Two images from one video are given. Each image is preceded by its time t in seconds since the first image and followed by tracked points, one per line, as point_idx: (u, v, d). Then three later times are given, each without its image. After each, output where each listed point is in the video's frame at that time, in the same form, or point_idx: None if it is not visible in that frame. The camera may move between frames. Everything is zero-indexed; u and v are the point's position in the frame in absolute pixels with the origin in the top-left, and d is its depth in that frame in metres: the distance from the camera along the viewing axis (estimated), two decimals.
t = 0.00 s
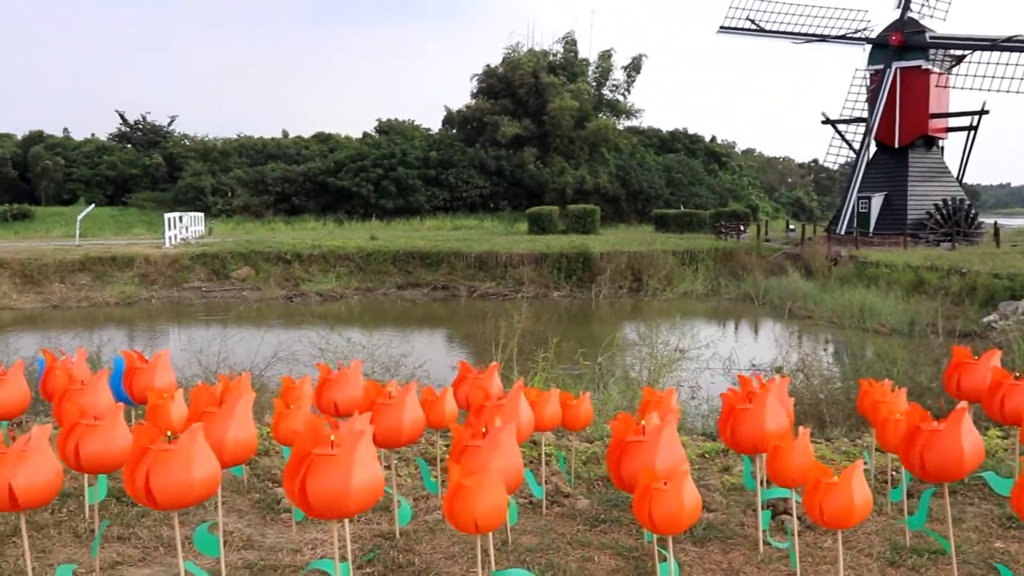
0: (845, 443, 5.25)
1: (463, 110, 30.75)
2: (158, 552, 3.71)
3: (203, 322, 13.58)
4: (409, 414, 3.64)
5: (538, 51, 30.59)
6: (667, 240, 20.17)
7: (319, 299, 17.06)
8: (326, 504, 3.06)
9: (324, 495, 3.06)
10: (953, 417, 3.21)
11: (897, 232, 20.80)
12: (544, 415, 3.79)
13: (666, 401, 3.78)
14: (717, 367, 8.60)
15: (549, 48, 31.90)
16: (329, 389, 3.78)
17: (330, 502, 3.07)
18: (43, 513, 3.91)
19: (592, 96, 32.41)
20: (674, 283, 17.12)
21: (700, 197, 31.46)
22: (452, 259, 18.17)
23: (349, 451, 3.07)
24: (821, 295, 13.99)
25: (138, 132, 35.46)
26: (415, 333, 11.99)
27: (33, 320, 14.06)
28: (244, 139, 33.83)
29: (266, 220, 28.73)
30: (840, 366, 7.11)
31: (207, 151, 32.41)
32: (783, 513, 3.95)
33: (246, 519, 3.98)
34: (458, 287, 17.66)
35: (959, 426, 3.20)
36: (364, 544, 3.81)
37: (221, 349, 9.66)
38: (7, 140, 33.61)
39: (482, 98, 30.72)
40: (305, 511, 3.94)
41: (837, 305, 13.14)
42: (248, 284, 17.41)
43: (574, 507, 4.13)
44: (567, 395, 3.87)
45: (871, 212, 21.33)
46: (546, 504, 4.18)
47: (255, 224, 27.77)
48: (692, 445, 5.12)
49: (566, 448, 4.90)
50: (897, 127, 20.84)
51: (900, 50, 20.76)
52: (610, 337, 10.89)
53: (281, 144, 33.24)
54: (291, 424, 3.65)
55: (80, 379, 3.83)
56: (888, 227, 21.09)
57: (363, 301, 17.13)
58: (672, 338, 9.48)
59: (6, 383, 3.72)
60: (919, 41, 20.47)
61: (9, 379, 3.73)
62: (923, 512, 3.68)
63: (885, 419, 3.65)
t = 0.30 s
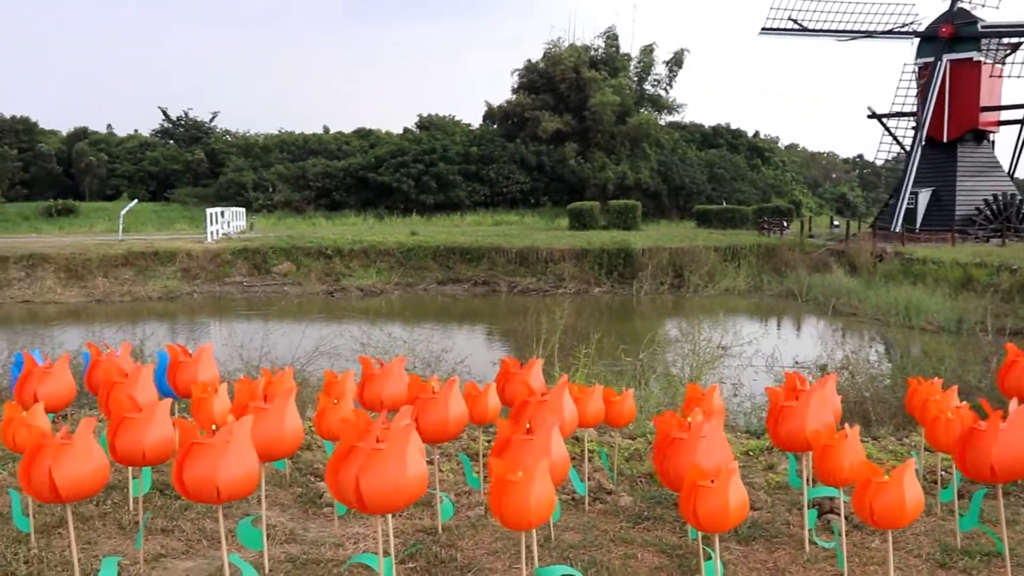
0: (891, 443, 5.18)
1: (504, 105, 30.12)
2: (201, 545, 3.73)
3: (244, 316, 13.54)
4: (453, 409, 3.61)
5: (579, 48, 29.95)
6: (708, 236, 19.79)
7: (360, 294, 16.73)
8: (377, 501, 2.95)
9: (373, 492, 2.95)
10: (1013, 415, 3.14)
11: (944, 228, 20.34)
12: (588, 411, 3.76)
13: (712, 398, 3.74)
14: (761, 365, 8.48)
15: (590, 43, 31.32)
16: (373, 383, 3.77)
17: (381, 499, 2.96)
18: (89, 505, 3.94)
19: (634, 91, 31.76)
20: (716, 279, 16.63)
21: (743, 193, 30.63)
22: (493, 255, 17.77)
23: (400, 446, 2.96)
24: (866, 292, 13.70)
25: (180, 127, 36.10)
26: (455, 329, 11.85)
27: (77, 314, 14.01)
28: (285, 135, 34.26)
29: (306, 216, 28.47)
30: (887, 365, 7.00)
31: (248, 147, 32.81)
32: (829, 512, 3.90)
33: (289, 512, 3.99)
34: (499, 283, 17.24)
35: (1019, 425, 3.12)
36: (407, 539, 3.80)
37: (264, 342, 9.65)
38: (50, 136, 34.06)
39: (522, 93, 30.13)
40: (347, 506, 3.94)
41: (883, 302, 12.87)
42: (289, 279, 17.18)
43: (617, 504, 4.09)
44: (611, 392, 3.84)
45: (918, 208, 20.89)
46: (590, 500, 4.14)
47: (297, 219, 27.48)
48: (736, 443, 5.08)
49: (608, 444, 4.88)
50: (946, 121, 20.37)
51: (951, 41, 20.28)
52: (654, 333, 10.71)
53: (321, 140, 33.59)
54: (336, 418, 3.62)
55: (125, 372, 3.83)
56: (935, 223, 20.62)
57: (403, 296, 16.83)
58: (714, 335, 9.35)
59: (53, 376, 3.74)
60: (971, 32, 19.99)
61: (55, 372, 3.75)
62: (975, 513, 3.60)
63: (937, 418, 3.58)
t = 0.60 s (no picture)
0: (936, 443, 5.11)
1: (541, 102, 29.67)
2: (241, 541, 3.73)
3: (282, 313, 13.56)
4: (494, 406, 3.58)
5: (617, 43, 29.24)
6: (748, 232, 19.49)
7: (398, 290, 16.62)
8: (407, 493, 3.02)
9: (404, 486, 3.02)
10: None
11: (990, 223, 20.03)
12: (630, 409, 3.73)
13: (753, 396, 3.69)
14: (801, 362, 8.38)
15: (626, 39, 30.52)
16: (412, 380, 3.75)
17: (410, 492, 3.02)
18: (130, 500, 3.95)
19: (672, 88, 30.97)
20: (756, 276, 16.39)
21: (783, 188, 29.99)
22: (531, 252, 17.59)
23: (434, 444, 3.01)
24: (908, 288, 13.42)
25: (219, 126, 35.89)
26: (492, 325, 11.73)
27: (117, 310, 14.20)
28: (322, 131, 33.89)
29: (345, 213, 28.32)
30: (932, 363, 6.88)
31: (285, 144, 32.17)
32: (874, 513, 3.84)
33: (328, 508, 4.00)
34: (536, 280, 17.09)
35: None
36: (446, 536, 3.79)
37: (303, 339, 9.65)
38: (91, 134, 34.70)
39: (560, 90, 29.66)
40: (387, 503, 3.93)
41: (924, 300, 12.60)
42: (327, 276, 17.13)
43: (657, 502, 4.06)
44: (651, 389, 3.82)
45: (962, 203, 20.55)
46: (629, 498, 4.12)
47: (337, 217, 27.48)
48: (776, 441, 5.05)
49: (647, 442, 4.85)
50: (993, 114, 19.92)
51: (999, 32, 19.85)
52: (693, 329, 10.55)
53: (360, 137, 33.04)
54: (377, 416, 3.61)
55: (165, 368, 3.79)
56: (980, 219, 20.30)
57: (441, 293, 16.59)
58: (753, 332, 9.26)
59: (95, 373, 3.70)
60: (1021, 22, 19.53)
61: (96, 368, 3.71)
62: None
63: (984, 417, 3.51)
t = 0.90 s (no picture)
0: (975, 447, 5.05)
1: (575, 100, 29.31)
2: (275, 538, 3.73)
3: (317, 311, 13.54)
4: (528, 406, 3.58)
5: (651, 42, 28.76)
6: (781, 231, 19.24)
7: (431, 290, 16.57)
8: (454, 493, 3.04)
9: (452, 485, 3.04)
10: None
11: None
12: (667, 409, 3.73)
13: (789, 397, 3.66)
14: (836, 363, 8.30)
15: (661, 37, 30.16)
16: (447, 379, 3.75)
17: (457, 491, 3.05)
18: (165, 497, 3.97)
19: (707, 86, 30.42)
20: (789, 276, 16.20)
21: (819, 188, 29.00)
22: (564, 251, 17.42)
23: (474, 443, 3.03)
24: (946, 289, 13.20)
25: (253, 125, 36.29)
26: (525, 325, 11.60)
27: (151, 308, 14.25)
28: (355, 130, 33.98)
29: (377, 212, 28.34)
30: (972, 365, 6.79)
31: (318, 143, 32.37)
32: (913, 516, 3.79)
33: (362, 507, 4.00)
34: (569, 279, 16.93)
35: None
36: (481, 535, 3.79)
37: (336, 337, 9.62)
38: (126, 134, 35.19)
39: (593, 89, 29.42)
40: (421, 502, 3.93)
41: (964, 300, 12.38)
42: (360, 275, 17.14)
43: (693, 504, 4.03)
44: (687, 390, 3.80)
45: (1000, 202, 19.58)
46: (664, 499, 4.09)
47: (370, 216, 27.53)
48: (812, 442, 5.01)
49: (682, 443, 4.83)
50: None
51: None
52: (726, 329, 10.44)
53: (393, 136, 33.13)
54: (412, 415, 3.62)
55: (201, 365, 3.80)
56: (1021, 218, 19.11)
57: (473, 293, 16.48)
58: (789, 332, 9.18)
59: (131, 371, 3.70)
60: None
61: (133, 365, 3.71)
62: None
63: None
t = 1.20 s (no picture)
0: (1009, 450, 5.00)
1: (603, 99, 29.35)
2: (305, 536, 3.74)
3: (344, 310, 13.58)
4: (559, 405, 3.57)
5: (680, 39, 29.05)
6: (811, 230, 19.01)
7: (458, 289, 16.53)
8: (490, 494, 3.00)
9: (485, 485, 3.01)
10: None
11: None
12: (698, 410, 3.72)
13: (823, 398, 3.62)
14: (868, 364, 8.23)
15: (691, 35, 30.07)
16: (477, 378, 3.74)
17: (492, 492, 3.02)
18: (196, 494, 3.99)
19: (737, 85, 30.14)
20: (820, 276, 16.01)
21: (849, 187, 28.69)
22: (592, 250, 17.26)
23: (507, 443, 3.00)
24: (980, 290, 13.04)
25: (281, 124, 36.61)
26: (553, 324, 11.54)
27: (180, 306, 14.37)
28: (384, 129, 34.05)
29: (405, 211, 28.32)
30: (1007, 367, 6.72)
31: (347, 142, 32.59)
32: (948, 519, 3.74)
33: (392, 506, 4.01)
34: (597, 279, 16.77)
35: None
36: (510, 535, 3.79)
37: (364, 336, 9.61)
38: (155, 133, 35.52)
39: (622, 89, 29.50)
40: (451, 501, 3.93)
41: (1000, 300, 12.25)
42: (387, 274, 17.13)
43: (723, 504, 4.01)
44: (718, 390, 3.78)
45: None
46: (694, 499, 4.08)
47: (398, 214, 27.48)
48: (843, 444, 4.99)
49: (713, 443, 4.82)
50: None
51: None
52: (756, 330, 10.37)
53: (421, 134, 33.24)
54: (443, 414, 3.59)
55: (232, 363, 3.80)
56: None
57: (501, 292, 16.40)
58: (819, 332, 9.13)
59: (163, 367, 3.71)
60: None
61: (164, 363, 3.72)
62: None
63: None
